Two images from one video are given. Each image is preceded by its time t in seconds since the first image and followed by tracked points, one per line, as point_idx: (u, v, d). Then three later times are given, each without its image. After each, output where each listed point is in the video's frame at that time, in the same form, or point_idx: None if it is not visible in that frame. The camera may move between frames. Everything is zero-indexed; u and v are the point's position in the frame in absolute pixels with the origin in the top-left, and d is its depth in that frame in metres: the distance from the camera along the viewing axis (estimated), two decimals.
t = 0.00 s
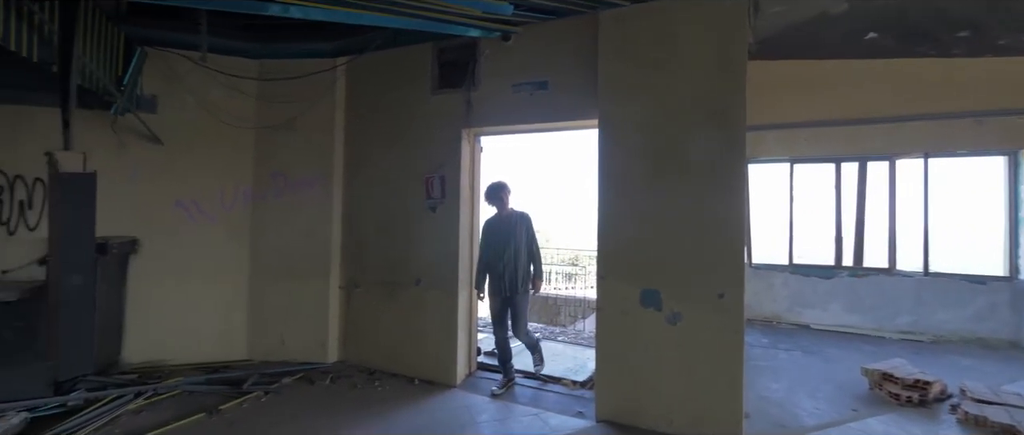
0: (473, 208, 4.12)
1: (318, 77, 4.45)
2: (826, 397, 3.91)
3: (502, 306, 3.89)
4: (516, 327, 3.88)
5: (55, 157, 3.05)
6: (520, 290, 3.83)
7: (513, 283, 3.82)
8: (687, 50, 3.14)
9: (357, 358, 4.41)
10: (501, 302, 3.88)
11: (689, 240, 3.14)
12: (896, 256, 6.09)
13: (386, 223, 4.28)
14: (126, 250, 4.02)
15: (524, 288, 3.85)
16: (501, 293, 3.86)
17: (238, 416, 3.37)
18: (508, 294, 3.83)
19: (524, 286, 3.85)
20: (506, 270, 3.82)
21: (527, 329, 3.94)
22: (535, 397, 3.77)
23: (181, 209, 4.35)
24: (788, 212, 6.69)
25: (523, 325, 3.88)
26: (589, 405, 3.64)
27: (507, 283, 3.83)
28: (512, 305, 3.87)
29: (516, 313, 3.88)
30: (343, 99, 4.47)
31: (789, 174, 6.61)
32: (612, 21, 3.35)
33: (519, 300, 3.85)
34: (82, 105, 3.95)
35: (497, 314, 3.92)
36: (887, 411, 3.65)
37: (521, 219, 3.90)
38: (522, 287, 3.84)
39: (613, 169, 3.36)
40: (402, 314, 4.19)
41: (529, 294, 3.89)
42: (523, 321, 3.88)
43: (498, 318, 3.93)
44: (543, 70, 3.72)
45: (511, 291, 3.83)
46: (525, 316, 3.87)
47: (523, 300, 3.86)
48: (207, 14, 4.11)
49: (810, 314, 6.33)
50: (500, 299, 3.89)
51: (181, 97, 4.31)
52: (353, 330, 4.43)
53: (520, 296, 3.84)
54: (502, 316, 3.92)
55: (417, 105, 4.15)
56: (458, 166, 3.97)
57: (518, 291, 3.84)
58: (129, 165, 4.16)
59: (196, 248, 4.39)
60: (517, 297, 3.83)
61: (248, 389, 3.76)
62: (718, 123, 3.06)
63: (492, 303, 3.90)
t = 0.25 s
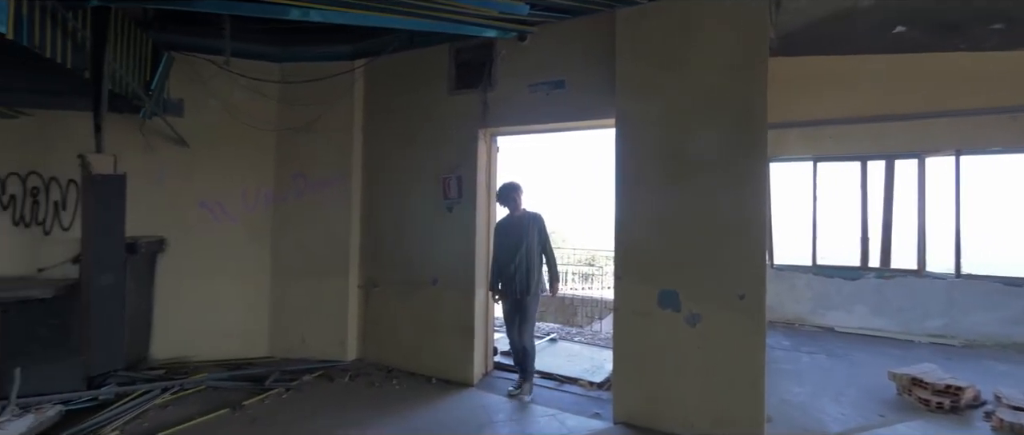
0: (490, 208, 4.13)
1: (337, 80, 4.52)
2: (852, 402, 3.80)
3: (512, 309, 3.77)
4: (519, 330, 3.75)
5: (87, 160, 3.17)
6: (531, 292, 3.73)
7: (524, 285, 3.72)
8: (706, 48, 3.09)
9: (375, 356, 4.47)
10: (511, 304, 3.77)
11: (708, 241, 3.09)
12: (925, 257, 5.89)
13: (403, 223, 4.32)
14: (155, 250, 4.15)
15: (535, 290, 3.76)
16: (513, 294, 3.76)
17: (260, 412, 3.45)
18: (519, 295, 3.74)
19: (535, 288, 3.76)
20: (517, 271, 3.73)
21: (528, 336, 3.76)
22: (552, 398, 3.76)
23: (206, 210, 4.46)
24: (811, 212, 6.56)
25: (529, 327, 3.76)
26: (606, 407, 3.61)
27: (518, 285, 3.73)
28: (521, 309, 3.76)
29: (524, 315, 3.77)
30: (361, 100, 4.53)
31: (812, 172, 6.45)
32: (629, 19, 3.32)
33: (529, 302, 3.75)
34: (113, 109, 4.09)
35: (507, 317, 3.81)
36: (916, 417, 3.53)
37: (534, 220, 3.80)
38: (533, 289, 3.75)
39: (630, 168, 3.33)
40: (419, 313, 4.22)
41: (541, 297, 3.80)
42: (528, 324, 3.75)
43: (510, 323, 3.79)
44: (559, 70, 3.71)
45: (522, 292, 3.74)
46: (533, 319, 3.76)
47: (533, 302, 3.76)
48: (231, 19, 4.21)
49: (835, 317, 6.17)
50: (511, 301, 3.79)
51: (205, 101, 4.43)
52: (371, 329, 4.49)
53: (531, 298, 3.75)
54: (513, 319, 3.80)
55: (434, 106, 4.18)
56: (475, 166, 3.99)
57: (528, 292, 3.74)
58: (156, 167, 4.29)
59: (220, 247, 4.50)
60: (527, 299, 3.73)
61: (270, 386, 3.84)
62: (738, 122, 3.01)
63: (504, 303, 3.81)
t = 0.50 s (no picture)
0: (504, 208, 4.13)
1: (353, 81, 4.58)
2: (875, 407, 3.70)
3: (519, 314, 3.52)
4: (527, 334, 3.49)
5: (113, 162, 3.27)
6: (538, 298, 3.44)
7: (533, 288, 3.45)
8: (723, 45, 3.05)
9: (391, 355, 4.51)
10: (518, 309, 3.50)
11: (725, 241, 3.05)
12: (953, 257, 5.70)
13: (418, 222, 4.35)
14: (179, 249, 4.26)
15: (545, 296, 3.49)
16: (520, 299, 3.49)
17: (279, 408, 3.51)
18: (526, 300, 3.47)
19: (545, 293, 3.49)
20: (525, 273, 3.47)
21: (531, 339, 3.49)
22: (566, 398, 3.75)
23: (227, 210, 4.56)
24: (833, 213, 6.41)
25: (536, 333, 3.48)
26: (621, 408, 3.58)
27: (525, 289, 3.46)
28: (529, 314, 3.48)
29: (532, 321, 3.49)
30: (377, 102, 4.58)
31: (834, 171, 6.30)
32: (644, 16, 3.29)
33: (537, 307, 3.47)
34: (138, 113, 4.21)
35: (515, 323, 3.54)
36: (943, 424, 3.42)
37: (545, 223, 3.55)
38: (542, 295, 3.47)
39: (645, 168, 3.30)
40: (434, 312, 4.25)
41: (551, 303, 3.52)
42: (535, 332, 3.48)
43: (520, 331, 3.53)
44: (574, 70, 3.69)
45: (529, 297, 3.46)
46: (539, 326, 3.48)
47: (541, 308, 3.48)
48: (251, 24, 4.31)
49: (857, 319, 6.02)
50: (519, 306, 3.52)
51: (226, 104, 4.53)
52: (387, 328, 4.53)
53: (539, 304, 3.46)
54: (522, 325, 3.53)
55: (449, 106, 4.21)
56: (489, 166, 3.99)
57: (536, 298, 3.46)
58: (180, 169, 4.40)
59: (240, 247, 4.59)
60: (535, 304, 3.45)
61: (289, 383, 3.91)
62: (757, 121, 2.95)
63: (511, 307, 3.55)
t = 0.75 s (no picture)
0: (517, 208, 4.13)
1: (368, 83, 4.63)
2: (897, 411, 3.62)
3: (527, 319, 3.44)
4: (535, 340, 3.40)
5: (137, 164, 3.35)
6: (545, 304, 3.35)
7: (540, 293, 3.36)
8: (738, 43, 3.01)
9: (405, 354, 4.54)
10: (525, 314, 3.43)
11: (741, 241, 3.01)
12: (979, 259, 5.54)
13: (432, 222, 4.38)
14: (198, 249, 4.37)
15: (552, 302, 3.37)
16: (527, 304, 3.41)
17: (295, 406, 3.56)
18: (533, 306, 3.38)
19: (552, 299, 3.38)
20: (533, 277, 3.38)
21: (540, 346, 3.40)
22: (580, 399, 3.74)
23: (245, 211, 4.64)
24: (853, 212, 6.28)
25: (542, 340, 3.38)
26: (635, 410, 3.55)
27: (532, 293, 3.38)
28: (537, 320, 3.39)
29: (539, 328, 3.39)
30: (391, 103, 4.62)
31: (854, 170, 6.16)
32: (658, 14, 3.26)
33: (543, 313, 3.37)
34: (159, 116, 4.31)
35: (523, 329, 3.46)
36: (969, 429, 3.33)
37: (555, 225, 3.47)
38: (549, 300, 3.37)
39: (660, 168, 3.27)
40: (448, 312, 4.27)
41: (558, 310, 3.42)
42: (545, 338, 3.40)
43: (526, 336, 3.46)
44: (587, 69, 3.68)
45: (536, 302, 3.37)
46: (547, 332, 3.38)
47: (548, 314, 3.37)
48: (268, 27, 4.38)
49: (878, 321, 5.88)
50: (527, 311, 3.44)
51: (244, 106, 4.61)
52: (401, 327, 4.57)
53: (546, 310, 3.36)
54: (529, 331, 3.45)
55: (462, 107, 4.22)
56: (502, 166, 4.00)
57: (543, 303, 3.37)
58: (200, 170, 4.50)
59: (258, 247, 4.67)
60: (542, 310, 3.36)
61: (305, 381, 3.97)
62: (774, 119, 2.91)
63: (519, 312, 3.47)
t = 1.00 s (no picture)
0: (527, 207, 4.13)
1: (378, 84, 4.66)
2: (914, 414, 3.55)
3: (534, 321, 3.43)
4: (543, 343, 3.37)
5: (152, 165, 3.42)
6: (553, 307, 3.31)
7: (546, 297, 3.32)
8: (750, 41, 2.98)
9: (415, 354, 4.57)
10: (532, 317, 3.42)
11: (753, 241, 2.97)
12: (1000, 260, 5.39)
13: (441, 223, 4.39)
14: (212, 249, 4.43)
15: (559, 305, 3.34)
16: (533, 307, 3.39)
17: (307, 404, 3.60)
18: (540, 309, 3.34)
19: (559, 302, 3.33)
20: (539, 279, 3.35)
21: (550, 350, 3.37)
22: (590, 400, 3.73)
23: (258, 211, 4.70)
24: (868, 212, 6.18)
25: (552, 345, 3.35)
26: (646, 411, 3.53)
27: (538, 297, 3.34)
28: (543, 323, 3.38)
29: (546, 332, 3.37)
30: (401, 103, 4.65)
31: (869, 169, 6.06)
32: (668, 13, 3.24)
33: (550, 317, 3.34)
34: (175, 118, 4.38)
35: (528, 331, 3.46)
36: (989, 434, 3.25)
37: (561, 225, 3.45)
38: (556, 304, 3.33)
39: (670, 168, 3.24)
40: (457, 312, 4.28)
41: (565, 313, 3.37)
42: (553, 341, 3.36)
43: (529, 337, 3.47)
44: (596, 69, 3.67)
45: (542, 305, 3.34)
46: (555, 335, 3.35)
47: (555, 317, 3.34)
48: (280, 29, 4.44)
49: (894, 323, 5.78)
50: (532, 314, 3.42)
51: (257, 108, 4.67)
52: (411, 327, 4.59)
53: (553, 313, 3.33)
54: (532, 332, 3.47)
55: (471, 107, 4.23)
56: (512, 166, 4.00)
57: (549, 307, 3.33)
58: (214, 171, 4.57)
59: (270, 247, 4.73)
60: (549, 313, 3.32)
61: (317, 380, 4.01)
62: (788, 118, 2.87)
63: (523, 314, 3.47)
